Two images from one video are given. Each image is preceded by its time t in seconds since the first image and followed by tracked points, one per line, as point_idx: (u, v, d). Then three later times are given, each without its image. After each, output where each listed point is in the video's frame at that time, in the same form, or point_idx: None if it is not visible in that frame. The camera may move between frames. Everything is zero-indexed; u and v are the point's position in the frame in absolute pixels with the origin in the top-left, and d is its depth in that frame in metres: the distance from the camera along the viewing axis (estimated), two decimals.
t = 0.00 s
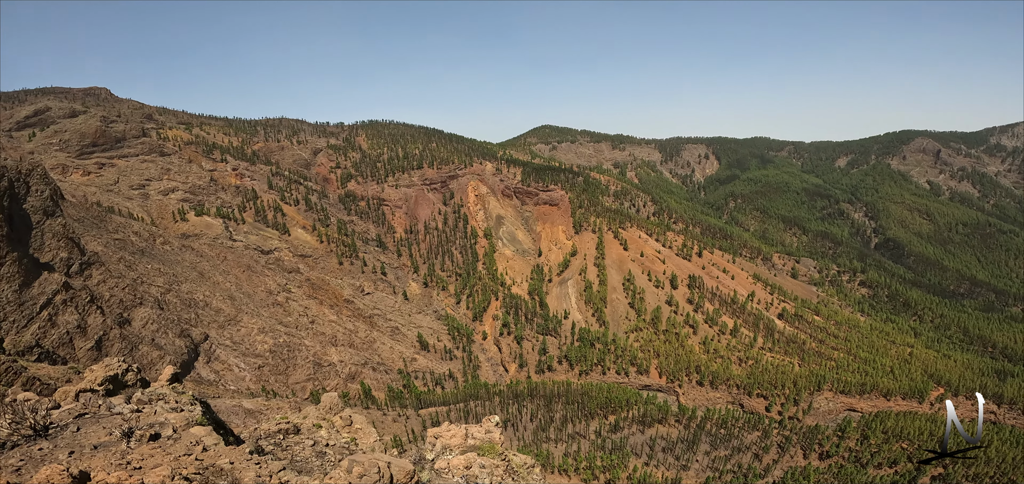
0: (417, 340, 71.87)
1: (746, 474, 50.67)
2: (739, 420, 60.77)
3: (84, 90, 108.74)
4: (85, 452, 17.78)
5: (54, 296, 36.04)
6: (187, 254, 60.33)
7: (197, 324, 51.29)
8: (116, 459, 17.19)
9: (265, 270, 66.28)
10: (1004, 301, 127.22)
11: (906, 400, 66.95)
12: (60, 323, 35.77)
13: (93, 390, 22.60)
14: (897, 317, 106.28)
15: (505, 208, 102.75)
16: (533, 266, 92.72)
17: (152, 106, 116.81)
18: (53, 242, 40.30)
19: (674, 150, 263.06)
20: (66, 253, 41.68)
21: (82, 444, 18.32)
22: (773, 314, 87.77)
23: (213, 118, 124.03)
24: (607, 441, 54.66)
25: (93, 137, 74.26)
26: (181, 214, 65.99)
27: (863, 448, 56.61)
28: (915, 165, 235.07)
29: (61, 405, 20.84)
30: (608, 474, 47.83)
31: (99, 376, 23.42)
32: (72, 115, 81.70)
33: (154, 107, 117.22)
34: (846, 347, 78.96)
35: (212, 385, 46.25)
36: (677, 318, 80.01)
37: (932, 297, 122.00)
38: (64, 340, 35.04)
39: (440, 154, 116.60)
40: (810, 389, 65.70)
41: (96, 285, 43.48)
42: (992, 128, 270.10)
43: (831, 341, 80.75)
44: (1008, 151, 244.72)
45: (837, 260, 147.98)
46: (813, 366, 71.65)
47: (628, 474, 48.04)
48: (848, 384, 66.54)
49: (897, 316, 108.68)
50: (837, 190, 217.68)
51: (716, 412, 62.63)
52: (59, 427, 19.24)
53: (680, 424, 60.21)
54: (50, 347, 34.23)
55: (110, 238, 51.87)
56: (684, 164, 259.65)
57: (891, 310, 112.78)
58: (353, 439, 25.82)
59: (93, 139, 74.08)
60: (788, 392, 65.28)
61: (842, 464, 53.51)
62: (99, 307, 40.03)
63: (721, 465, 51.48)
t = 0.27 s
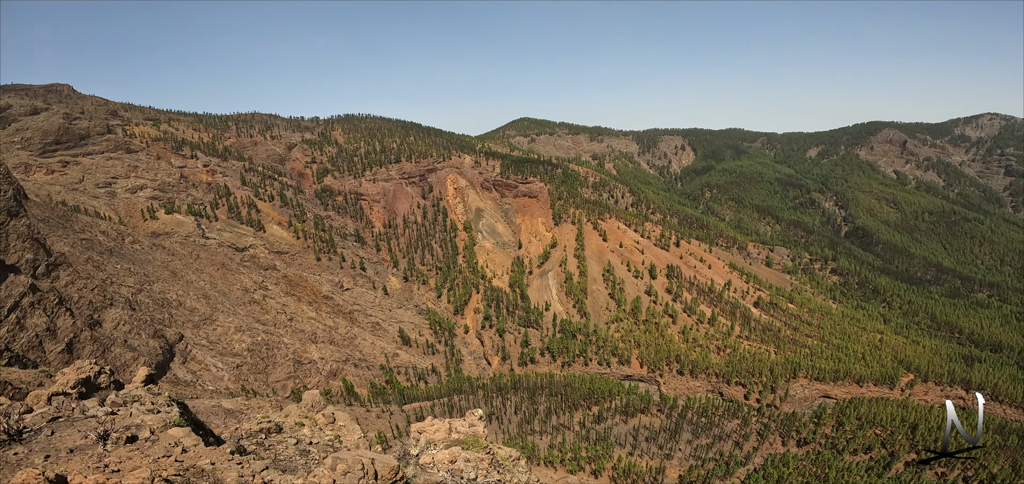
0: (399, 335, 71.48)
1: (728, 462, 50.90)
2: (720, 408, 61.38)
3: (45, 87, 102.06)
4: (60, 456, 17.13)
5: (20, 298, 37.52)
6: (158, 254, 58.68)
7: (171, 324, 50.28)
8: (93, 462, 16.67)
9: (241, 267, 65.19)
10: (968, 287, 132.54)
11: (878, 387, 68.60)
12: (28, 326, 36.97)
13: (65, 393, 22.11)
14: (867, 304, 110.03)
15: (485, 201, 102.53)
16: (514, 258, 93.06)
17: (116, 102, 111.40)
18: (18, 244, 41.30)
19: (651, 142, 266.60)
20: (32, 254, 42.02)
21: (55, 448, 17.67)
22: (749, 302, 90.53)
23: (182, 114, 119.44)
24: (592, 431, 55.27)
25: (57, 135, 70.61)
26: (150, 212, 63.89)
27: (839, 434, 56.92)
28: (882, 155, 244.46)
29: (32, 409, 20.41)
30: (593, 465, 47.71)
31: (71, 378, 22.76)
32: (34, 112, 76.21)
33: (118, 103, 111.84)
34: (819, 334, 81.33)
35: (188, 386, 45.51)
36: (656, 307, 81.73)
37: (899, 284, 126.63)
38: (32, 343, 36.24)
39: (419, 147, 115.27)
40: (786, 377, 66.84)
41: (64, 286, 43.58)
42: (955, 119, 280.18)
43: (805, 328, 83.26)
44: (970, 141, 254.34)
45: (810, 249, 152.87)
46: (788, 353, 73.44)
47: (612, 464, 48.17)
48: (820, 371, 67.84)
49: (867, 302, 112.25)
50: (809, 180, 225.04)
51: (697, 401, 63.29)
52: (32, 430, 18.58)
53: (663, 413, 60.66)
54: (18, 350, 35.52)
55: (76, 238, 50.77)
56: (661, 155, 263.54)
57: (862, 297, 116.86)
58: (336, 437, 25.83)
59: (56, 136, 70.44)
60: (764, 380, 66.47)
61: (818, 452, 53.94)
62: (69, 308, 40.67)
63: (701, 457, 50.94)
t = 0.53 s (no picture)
0: (381, 330, 71.08)
1: (712, 449, 52.93)
2: (701, 397, 63.03)
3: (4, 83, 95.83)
4: (38, 460, 16.81)
5: None
6: (129, 252, 57.07)
7: (145, 324, 49.71)
8: (72, 465, 16.49)
9: (216, 265, 63.45)
10: (936, 274, 137.44)
11: (852, 373, 69.85)
12: None
13: (39, 397, 21.43)
14: (840, 291, 113.67)
15: (465, 194, 102.07)
16: (495, 251, 93.05)
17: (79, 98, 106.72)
18: None
19: (630, 133, 269.25)
20: None
21: (33, 451, 17.35)
22: (727, 291, 92.92)
23: (150, 109, 115.26)
24: (577, 422, 56.07)
25: (20, 133, 67.37)
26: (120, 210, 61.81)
27: (816, 421, 58.13)
28: (853, 146, 252.91)
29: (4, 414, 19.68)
30: (580, 455, 49.01)
31: (45, 382, 22.18)
32: None
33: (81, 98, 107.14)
34: (794, 321, 83.26)
35: (166, 386, 45.62)
36: (637, 298, 82.93)
37: (870, 271, 131.04)
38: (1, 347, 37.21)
39: (398, 141, 113.77)
40: (765, 364, 68.29)
41: (33, 289, 43.85)
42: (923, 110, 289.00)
43: (781, 315, 85.26)
44: (937, 132, 263.05)
45: (784, 237, 157.46)
46: (765, 341, 75.13)
47: (600, 456, 49.16)
48: (797, 359, 69.31)
49: (840, 290, 115.81)
50: (783, 170, 231.32)
51: (679, 390, 64.85)
52: (7, 436, 18.17)
53: (646, 403, 62.17)
54: None
55: (44, 239, 49.92)
56: (640, 146, 266.50)
57: (835, 284, 120.72)
58: (320, 434, 25.44)
59: (19, 134, 67.33)
60: (744, 368, 67.78)
61: (798, 440, 54.70)
62: (39, 311, 41.37)
63: (686, 448, 52.68)
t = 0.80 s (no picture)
0: (363, 325, 70.50)
1: (694, 437, 53.60)
2: (683, 386, 64.09)
3: None
4: (13, 464, 16.26)
5: None
6: (98, 252, 55.35)
7: (118, 325, 48.33)
8: (51, 468, 16.23)
9: (189, 264, 61.94)
10: (904, 260, 142.39)
11: (826, 360, 71.88)
12: None
13: (11, 401, 20.72)
14: (813, 278, 117.40)
15: (444, 186, 101.31)
16: (477, 242, 92.93)
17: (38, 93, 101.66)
18: None
19: (609, 124, 271.18)
20: None
21: (6, 456, 16.65)
22: (705, 279, 95.09)
23: (114, 105, 110.63)
24: (562, 413, 57.01)
25: None
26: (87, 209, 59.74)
27: (794, 407, 59.70)
28: (824, 135, 260.89)
29: None
30: (568, 446, 49.51)
31: (17, 385, 21.31)
32: None
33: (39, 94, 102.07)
34: (770, 308, 85.39)
35: (143, 388, 44.41)
36: (618, 287, 83.68)
37: (842, 258, 135.50)
38: None
39: (376, 134, 111.85)
40: (743, 352, 70.23)
41: None
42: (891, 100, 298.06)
43: (757, 302, 87.48)
44: (904, 122, 271.82)
45: (759, 226, 161.81)
46: (743, 328, 76.94)
47: (586, 446, 49.84)
48: (775, 345, 71.43)
49: (814, 277, 119.41)
50: (758, 159, 237.05)
51: (662, 379, 65.62)
52: None
53: (629, 392, 63.27)
54: None
55: (7, 238, 48.00)
56: (618, 137, 268.81)
57: (808, 270, 124.78)
58: (304, 432, 24.93)
59: None
60: (723, 356, 69.36)
61: (777, 426, 55.78)
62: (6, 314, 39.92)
63: (670, 436, 53.23)
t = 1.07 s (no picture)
0: (345, 320, 69.97)
1: (678, 426, 54.49)
2: (666, 375, 65.30)
3: None
4: None
5: None
6: (68, 253, 53.90)
7: (91, 327, 46.97)
8: (28, 474, 15.70)
9: (163, 263, 60.41)
10: (876, 247, 147.25)
11: (804, 346, 73.47)
12: None
13: None
14: (789, 265, 121.02)
15: (424, 179, 100.34)
16: (458, 235, 92.44)
17: None
18: None
19: (588, 116, 272.26)
20: None
21: None
22: (685, 268, 96.94)
23: (78, 102, 105.87)
24: (548, 405, 57.91)
25: None
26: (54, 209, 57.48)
27: (774, 394, 61.56)
28: (798, 125, 268.02)
29: None
30: (554, 437, 50.49)
31: None
32: None
33: None
34: (748, 296, 87.73)
35: (122, 390, 43.02)
36: (599, 277, 84.62)
37: (816, 246, 139.82)
38: None
39: (354, 128, 110.02)
40: (723, 340, 71.52)
41: None
42: (862, 91, 306.43)
43: (735, 290, 89.87)
44: (873, 112, 280.54)
45: (736, 215, 165.65)
46: (722, 315, 78.75)
47: (572, 437, 50.68)
48: (754, 333, 72.58)
49: (789, 264, 123.10)
50: (734, 149, 241.93)
51: (644, 368, 67.00)
52: None
53: (613, 382, 64.44)
54: None
55: None
56: (598, 128, 270.25)
57: (783, 258, 128.59)
58: (289, 430, 24.79)
59: None
60: (704, 344, 70.58)
61: (758, 413, 57.67)
62: None
63: (654, 426, 54.21)
